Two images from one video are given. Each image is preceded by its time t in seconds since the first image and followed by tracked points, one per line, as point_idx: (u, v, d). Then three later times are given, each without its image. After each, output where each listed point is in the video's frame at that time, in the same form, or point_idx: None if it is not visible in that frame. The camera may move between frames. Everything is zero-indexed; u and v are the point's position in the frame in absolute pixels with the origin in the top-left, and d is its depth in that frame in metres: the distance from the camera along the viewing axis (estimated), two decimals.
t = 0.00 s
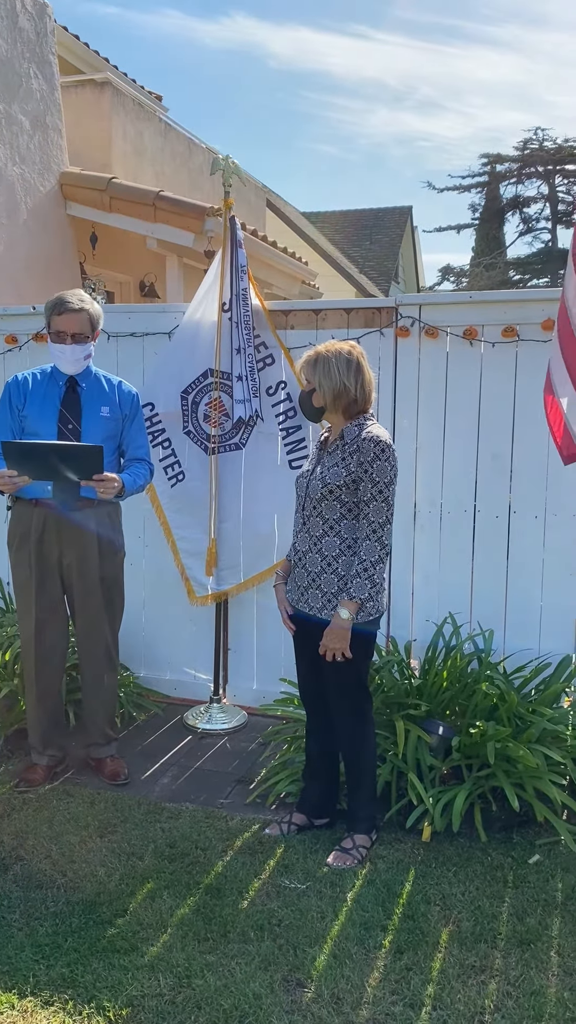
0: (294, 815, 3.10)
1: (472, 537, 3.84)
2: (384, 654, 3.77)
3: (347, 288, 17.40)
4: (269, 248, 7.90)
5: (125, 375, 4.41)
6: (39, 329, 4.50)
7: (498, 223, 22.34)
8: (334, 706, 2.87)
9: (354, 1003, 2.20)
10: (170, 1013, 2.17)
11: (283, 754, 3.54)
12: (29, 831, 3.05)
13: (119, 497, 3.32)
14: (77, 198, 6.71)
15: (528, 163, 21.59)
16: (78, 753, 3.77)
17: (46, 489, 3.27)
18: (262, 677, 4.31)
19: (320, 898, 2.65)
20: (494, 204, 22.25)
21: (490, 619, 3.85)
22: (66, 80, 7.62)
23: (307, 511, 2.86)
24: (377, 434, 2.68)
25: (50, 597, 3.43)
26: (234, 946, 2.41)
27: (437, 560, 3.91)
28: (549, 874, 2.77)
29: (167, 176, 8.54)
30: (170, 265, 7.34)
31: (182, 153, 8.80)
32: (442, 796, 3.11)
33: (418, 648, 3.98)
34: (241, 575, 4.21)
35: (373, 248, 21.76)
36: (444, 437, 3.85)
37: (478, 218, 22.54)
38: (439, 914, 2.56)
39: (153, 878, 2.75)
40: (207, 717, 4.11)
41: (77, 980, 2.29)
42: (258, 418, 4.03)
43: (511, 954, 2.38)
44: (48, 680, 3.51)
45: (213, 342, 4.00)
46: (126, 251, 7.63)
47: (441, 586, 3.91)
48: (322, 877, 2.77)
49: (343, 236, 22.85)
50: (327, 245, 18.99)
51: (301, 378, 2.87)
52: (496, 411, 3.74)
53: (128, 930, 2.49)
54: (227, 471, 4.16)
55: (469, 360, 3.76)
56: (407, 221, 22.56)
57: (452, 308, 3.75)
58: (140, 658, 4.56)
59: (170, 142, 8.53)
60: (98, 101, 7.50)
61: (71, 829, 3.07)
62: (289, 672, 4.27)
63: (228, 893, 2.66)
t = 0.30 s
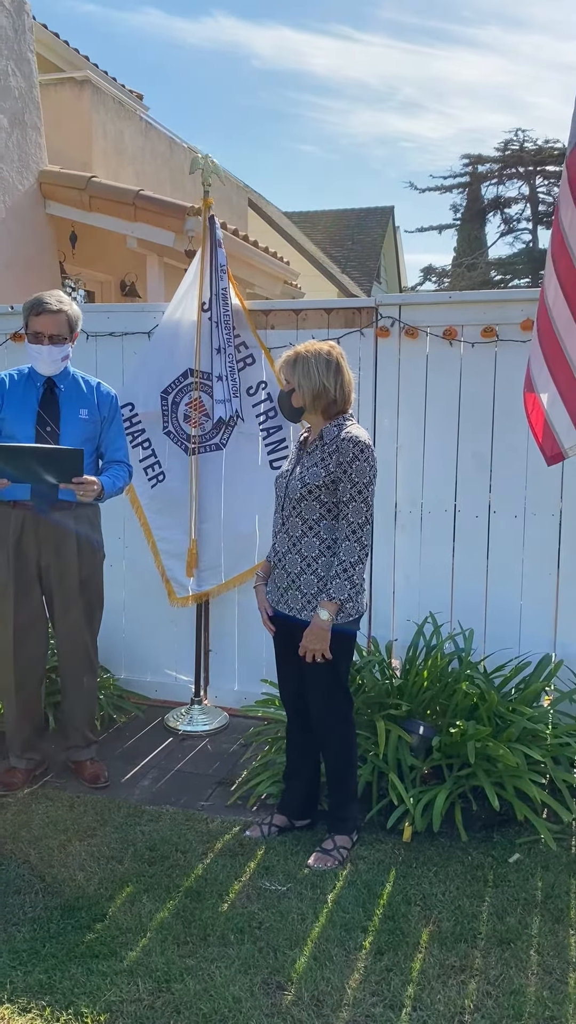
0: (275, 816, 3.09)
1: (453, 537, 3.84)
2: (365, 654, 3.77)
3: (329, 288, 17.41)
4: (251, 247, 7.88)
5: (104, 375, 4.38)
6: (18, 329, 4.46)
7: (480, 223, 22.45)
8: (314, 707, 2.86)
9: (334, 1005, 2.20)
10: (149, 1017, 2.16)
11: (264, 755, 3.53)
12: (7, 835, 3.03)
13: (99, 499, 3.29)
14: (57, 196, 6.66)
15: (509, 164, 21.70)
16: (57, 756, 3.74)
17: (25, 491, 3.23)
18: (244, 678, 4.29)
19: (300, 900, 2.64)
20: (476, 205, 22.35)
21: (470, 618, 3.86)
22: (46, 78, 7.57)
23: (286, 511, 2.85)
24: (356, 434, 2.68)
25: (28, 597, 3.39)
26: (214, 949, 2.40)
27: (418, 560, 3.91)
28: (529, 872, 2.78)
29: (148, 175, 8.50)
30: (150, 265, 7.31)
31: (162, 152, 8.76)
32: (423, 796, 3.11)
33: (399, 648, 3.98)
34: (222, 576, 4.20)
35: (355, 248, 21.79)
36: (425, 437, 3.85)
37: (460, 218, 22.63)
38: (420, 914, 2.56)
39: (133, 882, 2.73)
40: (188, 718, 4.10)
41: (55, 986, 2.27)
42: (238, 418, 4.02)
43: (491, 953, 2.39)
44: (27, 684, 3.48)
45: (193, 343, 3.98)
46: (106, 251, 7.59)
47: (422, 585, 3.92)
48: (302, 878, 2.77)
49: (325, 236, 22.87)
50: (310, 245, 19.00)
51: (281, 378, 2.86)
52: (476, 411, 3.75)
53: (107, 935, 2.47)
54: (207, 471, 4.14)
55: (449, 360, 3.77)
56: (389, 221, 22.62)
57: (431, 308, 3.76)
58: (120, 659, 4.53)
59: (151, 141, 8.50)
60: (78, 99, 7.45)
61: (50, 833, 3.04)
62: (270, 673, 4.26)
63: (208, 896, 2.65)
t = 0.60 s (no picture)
0: (263, 817, 3.10)
1: (439, 537, 3.87)
2: (352, 655, 3.78)
3: (315, 289, 17.44)
4: (238, 248, 7.89)
5: (91, 376, 4.37)
6: (4, 330, 4.44)
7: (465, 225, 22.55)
8: (301, 707, 2.88)
9: (322, 1004, 2.21)
10: (138, 1018, 2.16)
11: (252, 756, 3.54)
12: None
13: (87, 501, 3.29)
14: (43, 197, 6.64)
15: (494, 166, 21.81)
16: (45, 758, 3.73)
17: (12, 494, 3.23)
18: (232, 678, 4.30)
19: (288, 899, 2.65)
20: (462, 206, 22.45)
21: (456, 618, 3.88)
22: (31, 78, 7.54)
23: (273, 512, 2.86)
24: (343, 436, 2.70)
25: (15, 598, 3.39)
26: (203, 950, 2.41)
27: (405, 561, 3.94)
28: (515, 870, 2.80)
29: (134, 176, 8.49)
30: (137, 265, 7.30)
31: (149, 152, 8.75)
32: (410, 795, 3.13)
33: (386, 648, 4.00)
34: (209, 577, 4.21)
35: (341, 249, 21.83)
36: (411, 438, 3.87)
37: (446, 220, 22.72)
38: (407, 913, 2.58)
39: (121, 883, 2.73)
40: (176, 718, 4.10)
41: (43, 988, 2.27)
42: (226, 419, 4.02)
43: (478, 951, 2.41)
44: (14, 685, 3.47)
45: (180, 343, 3.99)
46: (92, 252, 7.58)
47: (408, 585, 3.94)
48: (290, 878, 2.78)
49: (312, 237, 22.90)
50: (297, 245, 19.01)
51: (267, 379, 2.87)
52: (463, 412, 3.77)
53: (95, 936, 2.47)
54: (195, 472, 4.15)
55: (435, 361, 3.79)
56: (375, 222, 22.68)
57: (418, 309, 3.77)
58: (108, 660, 4.53)
59: (138, 141, 8.48)
60: (64, 99, 7.43)
61: (37, 836, 3.03)
62: (258, 673, 4.27)
63: (196, 897, 2.66)
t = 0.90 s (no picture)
0: (255, 817, 3.11)
1: (430, 536, 3.88)
2: (343, 654, 3.79)
3: (306, 289, 17.44)
4: (229, 248, 7.89)
5: (82, 376, 4.36)
6: None
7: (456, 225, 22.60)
8: (292, 706, 2.88)
9: (313, 1003, 2.22)
10: (129, 1018, 2.17)
11: (243, 756, 3.54)
12: None
13: (78, 501, 3.29)
14: (34, 197, 6.63)
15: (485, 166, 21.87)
16: (36, 759, 3.73)
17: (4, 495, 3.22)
18: (223, 678, 4.30)
19: (279, 899, 2.66)
20: (452, 207, 22.51)
21: (447, 617, 3.89)
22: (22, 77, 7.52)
23: (264, 513, 2.87)
24: (334, 436, 2.70)
25: (6, 598, 3.38)
26: (195, 949, 2.41)
27: (396, 561, 3.95)
28: (506, 868, 2.82)
29: (125, 176, 8.48)
30: (128, 265, 7.28)
31: (140, 152, 8.74)
32: (401, 795, 3.13)
33: (377, 647, 4.01)
34: (201, 578, 4.21)
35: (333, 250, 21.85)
36: (402, 438, 3.88)
37: (437, 220, 22.77)
38: (399, 911, 2.59)
39: (112, 884, 2.73)
40: (168, 718, 4.10)
41: (34, 989, 2.26)
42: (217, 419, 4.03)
43: (469, 949, 2.42)
44: (5, 686, 3.47)
45: (171, 343, 3.99)
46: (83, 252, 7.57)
47: (400, 585, 3.95)
48: (282, 878, 2.78)
49: (303, 237, 22.90)
50: (288, 245, 19.02)
51: (257, 380, 2.88)
52: (454, 412, 3.79)
53: (87, 937, 2.47)
54: (186, 472, 4.15)
55: (426, 361, 3.81)
56: (366, 223, 22.71)
57: (409, 310, 3.79)
58: (99, 660, 4.52)
59: (128, 141, 8.47)
60: (54, 98, 7.41)
61: (29, 836, 3.03)
62: (249, 673, 4.27)
63: (188, 896, 2.66)
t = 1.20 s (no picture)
0: (251, 816, 3.11)
1: (425, 536, 3.89)
2: (339, 654, 3.80)
3: (301, 289, 17.45)
4: (223, 248, 7.89)
5: (77, 377, 4.36)
6: None
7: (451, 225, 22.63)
8: (287, 706, 2.89)
9: (310, 1002, 2.22)
10: (125, 1017, 2.17)
11: (239, 756, 3.54)
12: None
13: (73, 502, 3.29)
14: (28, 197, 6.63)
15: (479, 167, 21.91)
16: (32, 759, 3.73)
17: None
18: (219, 678, 4.31)
19: (275, 898, 2.67)
20: (447, 207, 22.55)
21: (442, 617, 3.90)
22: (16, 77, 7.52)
23: (259, 513, 2.87)
24: (328, 436, 2.71)
25: (3, 598, 3.39)
26: (191, 948, 2.42)
27: (391, 561, 3.96)
28: (500, 867, 2.83)
29: (120, 176, 8.48)
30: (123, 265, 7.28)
31: (135, 152, 8.74)
32: (397, 794, 3.15)
33: (373, 647, 4.02)
34: (197, 578, 4.21)
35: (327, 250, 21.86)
36: (397, 438, 3.89)
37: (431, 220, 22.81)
38: (394, 909, 2.60)
39: (108, 883, 2.74)
40: (163, 718, 4.11)
41: (30, 989, 2.27)
42: (212, 419, 4.03)
43: (464, 947, 2.43)
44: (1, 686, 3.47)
45: (167, 344, 4.00)
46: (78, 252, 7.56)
47: (394, 585, 3.96)
48: (277, 877, 2.79)
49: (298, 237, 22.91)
50: (283, 245, 19.03)
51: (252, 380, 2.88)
52: (449, 412, 3.80)
53: (83, 937, 2.47)
54: (181, 472, 4.15)
55: (420, 361, 3.82)
56: (361, 223, 22.73)
57: (403, 310, 3.80)
58: (95, 661, 4.52)
59: (123, 140, 8.46)
60: (49, 98, 7.41)
61: (25, 837, 3.03)
62: (245, 672, 4.28)
63: (184, 896, 2.66)
